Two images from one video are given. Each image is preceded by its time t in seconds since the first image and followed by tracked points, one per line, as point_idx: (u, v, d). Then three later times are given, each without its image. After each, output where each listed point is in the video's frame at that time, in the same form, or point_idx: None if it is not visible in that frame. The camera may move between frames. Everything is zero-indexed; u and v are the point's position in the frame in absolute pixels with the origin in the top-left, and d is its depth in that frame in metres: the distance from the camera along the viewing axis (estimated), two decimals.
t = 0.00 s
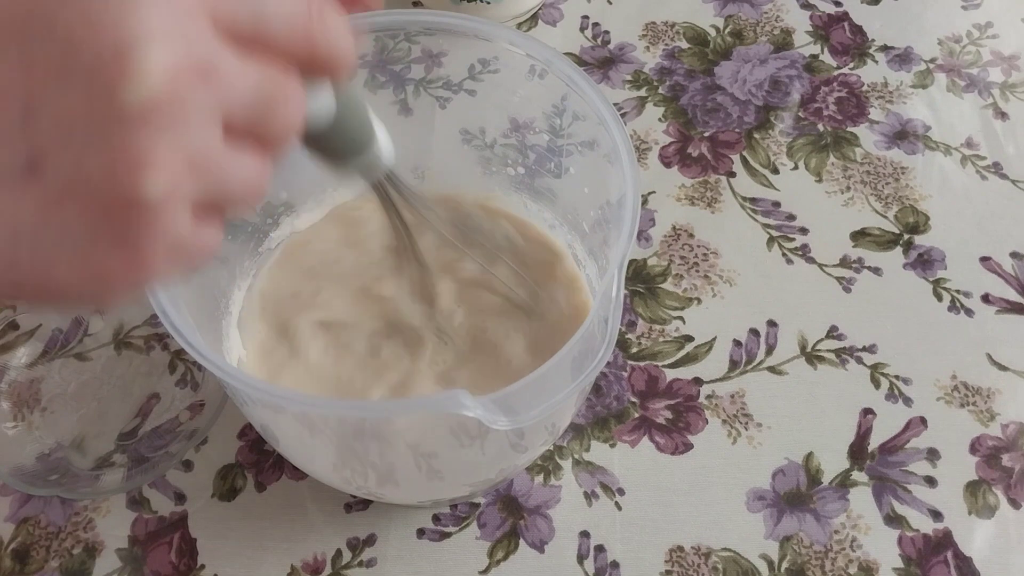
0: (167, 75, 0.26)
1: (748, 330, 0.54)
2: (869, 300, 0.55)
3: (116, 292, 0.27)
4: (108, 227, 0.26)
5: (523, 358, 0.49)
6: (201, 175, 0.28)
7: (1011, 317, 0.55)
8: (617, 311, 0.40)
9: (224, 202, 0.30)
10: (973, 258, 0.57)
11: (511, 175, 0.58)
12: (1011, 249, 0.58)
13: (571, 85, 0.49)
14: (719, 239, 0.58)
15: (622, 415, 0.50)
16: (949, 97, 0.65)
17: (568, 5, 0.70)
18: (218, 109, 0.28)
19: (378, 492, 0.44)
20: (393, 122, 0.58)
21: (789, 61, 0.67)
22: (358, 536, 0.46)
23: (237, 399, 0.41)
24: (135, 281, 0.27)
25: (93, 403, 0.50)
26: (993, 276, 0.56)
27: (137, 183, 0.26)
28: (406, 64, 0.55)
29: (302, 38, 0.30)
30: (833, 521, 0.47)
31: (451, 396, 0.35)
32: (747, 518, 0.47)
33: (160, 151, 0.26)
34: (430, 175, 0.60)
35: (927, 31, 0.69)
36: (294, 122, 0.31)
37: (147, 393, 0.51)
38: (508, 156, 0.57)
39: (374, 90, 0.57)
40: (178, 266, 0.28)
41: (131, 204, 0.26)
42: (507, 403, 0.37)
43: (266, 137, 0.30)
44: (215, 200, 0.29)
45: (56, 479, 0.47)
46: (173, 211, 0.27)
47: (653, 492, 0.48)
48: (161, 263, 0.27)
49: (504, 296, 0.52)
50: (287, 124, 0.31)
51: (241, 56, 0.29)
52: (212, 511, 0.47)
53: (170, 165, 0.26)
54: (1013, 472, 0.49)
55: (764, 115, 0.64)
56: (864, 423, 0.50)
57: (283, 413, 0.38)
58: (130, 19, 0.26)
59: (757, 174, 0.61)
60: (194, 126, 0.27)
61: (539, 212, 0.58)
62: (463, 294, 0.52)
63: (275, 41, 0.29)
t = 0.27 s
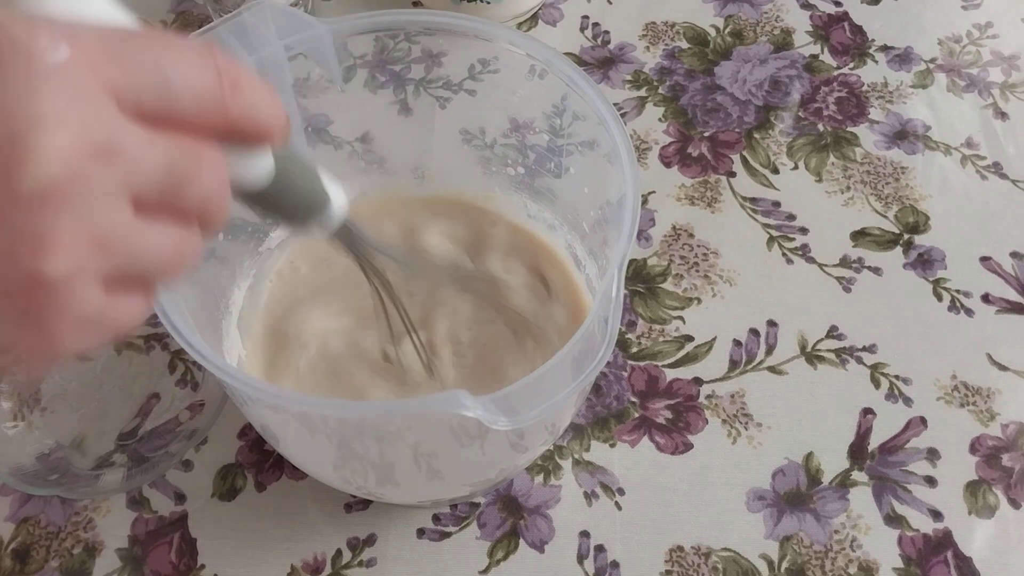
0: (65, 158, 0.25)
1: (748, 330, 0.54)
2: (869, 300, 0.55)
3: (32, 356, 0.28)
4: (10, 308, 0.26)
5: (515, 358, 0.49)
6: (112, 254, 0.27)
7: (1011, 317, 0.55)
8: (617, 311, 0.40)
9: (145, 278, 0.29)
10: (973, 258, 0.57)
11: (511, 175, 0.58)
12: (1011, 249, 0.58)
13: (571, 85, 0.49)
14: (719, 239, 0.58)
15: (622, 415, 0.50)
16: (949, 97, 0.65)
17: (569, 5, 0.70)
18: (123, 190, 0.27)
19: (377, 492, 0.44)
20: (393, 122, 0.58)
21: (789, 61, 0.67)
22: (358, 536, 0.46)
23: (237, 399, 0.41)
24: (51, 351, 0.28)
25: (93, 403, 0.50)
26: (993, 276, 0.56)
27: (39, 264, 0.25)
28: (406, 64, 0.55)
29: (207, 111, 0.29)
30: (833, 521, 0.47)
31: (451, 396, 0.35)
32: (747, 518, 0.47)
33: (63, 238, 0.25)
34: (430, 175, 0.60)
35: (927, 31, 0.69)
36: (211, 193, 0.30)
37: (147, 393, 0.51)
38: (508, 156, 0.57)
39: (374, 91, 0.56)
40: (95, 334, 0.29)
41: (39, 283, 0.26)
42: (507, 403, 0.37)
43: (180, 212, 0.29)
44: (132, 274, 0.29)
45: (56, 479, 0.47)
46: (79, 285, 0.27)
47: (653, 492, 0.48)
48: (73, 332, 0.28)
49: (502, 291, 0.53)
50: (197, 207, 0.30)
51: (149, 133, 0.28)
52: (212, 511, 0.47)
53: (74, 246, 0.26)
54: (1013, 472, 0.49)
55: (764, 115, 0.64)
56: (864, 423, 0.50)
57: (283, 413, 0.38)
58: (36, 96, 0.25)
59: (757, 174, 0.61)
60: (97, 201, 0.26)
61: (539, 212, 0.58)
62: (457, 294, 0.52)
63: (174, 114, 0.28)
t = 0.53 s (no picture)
0: (67, 192, 0.24)
1: (748, 330, 0.54)
2: (869, 300, 0.55)
3: (37, 408, 0.27)
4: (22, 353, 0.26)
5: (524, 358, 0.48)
6: (122, 292, 0.26)
7: (1011, 317, 0.55)
8: (617, 311, 0.40)
9: (154, 320, 0.29)
10: (974, 258, 0.57)
11: (511, 175, 0.58)
12: (1011, 249, 0.58)
13: (571, 85, 0.49)
14: (719, 239, 0.58)
15: (622, 415, 0.50)
16: (949, 97, 0.65)
17: (568, 5, 0.70)
18: (127, 223, 0.26)
19: (377, 492, 0.44)
20: (393, 122, 0.58)
21: (789, 61, 0.67)
22: (358, 536, 0.46)
23: (237, 400, 0.41)
24: (53, 400, 0.27)
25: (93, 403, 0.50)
26: (993, 276, 0.56)
27: (42, 307, 0.25)
28: (406, 64, 0.55)
29: (220, 144, 0.28)
30: (833, 521, 0.47)
31: (451, 397, 0.35)
32: (747, 518, 0.47)
33: (67, 276, 0.25)
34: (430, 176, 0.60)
35: (927, 31, 0.69)
36: (220, 226, 0.28)
37: (147, 393, 0.51)
38: (508, 156, 0.57)
39: (375, 91, 0.56)
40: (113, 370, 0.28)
41: (39, 325, 0.25)
42: (507, 404, 0.37)
43: (197, 248, 0.28)
44: (144, 318, 0.28)
45: (56, 479, 0.47)
46: (85, 327, 0.26)
47: (653, 491, 0.48)
48: (78, 380, 0.27)
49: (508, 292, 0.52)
50: (203, 238, 0.28)
51: (157, 164, 0.26)
52: (212, 511, 0.47)
53: (82, 289, 0.25)
54: (1013, 472, 0.49)
55: (764, 115, 0.64)
56: (864, 423, 0.50)
57: (283, 413, 0.38)
58: (36, 125, 0.24)
59: (757, 174, 0.61)
60: (99, 246, 0.25)
61: (539, 212, 0.58)
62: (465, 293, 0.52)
63: (183, 150, 0.27)
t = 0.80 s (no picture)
0: (35, 151, 0.24)
1: (748, 330, 0.54)
2: (869, 300, 0.55)
3: (19, 387, 0.27)
4: None
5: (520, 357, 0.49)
6: (91, 262, 0.26)
7: (1011, 317, 0.55)
8: (617, 311, 0.40)
9: (117, 299, 0.28)
10: (973, 258, 0.57)
11: (511, 175, 0.58)
12: (1011, 249, 0.58)
13: (571, 85, 0.49)
14: (719, 239, 0.58)
15: (622, 415, 0.50)
16: (949, 97, 0.65)
17: (568, 5, 0.70)
18: (98, 190, 0.26)
19: (377, 492, 0.44)
20: (394, 122, 0.58)
21: (789, 61, 0.67)
22: (358, 536, 0.46)
23: (237, 400, 0.41)
24: (33, 376, 0.27)
25: (93, 403, 0.50)
26: (993, 277, 0.56)
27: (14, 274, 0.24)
28: (406, 64, 0.55)
29: (185, 112, 0.28)
30: (833, 521, 0.47)
31: (451, 397, 0.35)
32: (747, 518, 0.47)
33: (36, 237, 0.24)
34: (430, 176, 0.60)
35: (927, 31, 0.69)
36: (186, 203, 0.28)
37: (146, 393, 0.51)
38: (508, 156, 0.57)
39: (375, 91, 0.56)
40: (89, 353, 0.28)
41: (19, 293, 0.25)
42: (507, 404, 0.37)
43: (157, 222, 0.28)
44: (112, 297, 0.28)
45: (56, 479, 0.47)
46: (58, 296, 0.26)
47: (653, 491, 0.48)
48: (55, 357, 0.27)
49: (509, 301, 0.53)
50: (173, 213, 0.28)
51: (125, 134, 0.27)
52: (212, 511, 0.47)
53: (50, 251, 0.25)
54: (1013, 472, 0.49)
55: (764, 115, 0.64)
56: (864, 423, 0.50)
57: (283, 414, 0.38)
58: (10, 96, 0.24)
59: (757, 174, 0.61)
60: (71, 207, 0.25)
61: (539, 211, 0.58)
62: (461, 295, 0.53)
63: (151, 121, 0.28)
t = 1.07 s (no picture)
0: None
1: (748, 330, 0.54)
2: (869, 299, 0.55)
3: None
4: None
5: (522, 365, 0.49)
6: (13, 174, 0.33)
7: (1011, 317, 0.55)
8: (618, 327, 0.39)
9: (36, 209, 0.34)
10: (973, 258, 0.57)
11: (511, 175, 0.58)
12: (1011, 249, 0.58)
13: (571, 89, 0.49)
14: (719, 239, 0.58)
15: (622, 415, 0.50)
16: (949, 97, 0.65)
17: (569, 4, 0.70)
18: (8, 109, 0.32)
19: (377, 506, 0.43)
20: (394, 122, 0.58)
21: (789, 61, 0.67)
22: (358, 536, 0.46)
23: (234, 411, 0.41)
24: None
25: (93, 403, 0.50)
26: (992, 276, 0.56)
27: None
28: (406, 64, 0.55)
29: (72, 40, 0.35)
30: (833, 521, 0.47)
31: (446, 412, 0.35)
32: (747, 518, 0.47)
33: None
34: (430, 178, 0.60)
35: (927, 31, 0.69)
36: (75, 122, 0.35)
37: (146, 392, 0.51)
38: (508, 156, 0.57)
39: (374, 90, 0.56)
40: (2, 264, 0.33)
41: None
42: (507, 419, 0.37)
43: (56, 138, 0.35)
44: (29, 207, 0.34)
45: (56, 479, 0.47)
46: None
47: (653, 491, 0.48)
48: None
49: (510, 303, 0.52)
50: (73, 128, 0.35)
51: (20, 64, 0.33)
52: (212, 511, 0.47)
53: None
54: (1013, 472, 0.49)
55: (764, 115, 0.64)
56: (864, 423, 0.50)
57: (279, 427, 0.37)
58: None
59: (757, 174, 0.61)
60: None
61: (540, 214, 0.57)
62: (468, 301, 0.52)
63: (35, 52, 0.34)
